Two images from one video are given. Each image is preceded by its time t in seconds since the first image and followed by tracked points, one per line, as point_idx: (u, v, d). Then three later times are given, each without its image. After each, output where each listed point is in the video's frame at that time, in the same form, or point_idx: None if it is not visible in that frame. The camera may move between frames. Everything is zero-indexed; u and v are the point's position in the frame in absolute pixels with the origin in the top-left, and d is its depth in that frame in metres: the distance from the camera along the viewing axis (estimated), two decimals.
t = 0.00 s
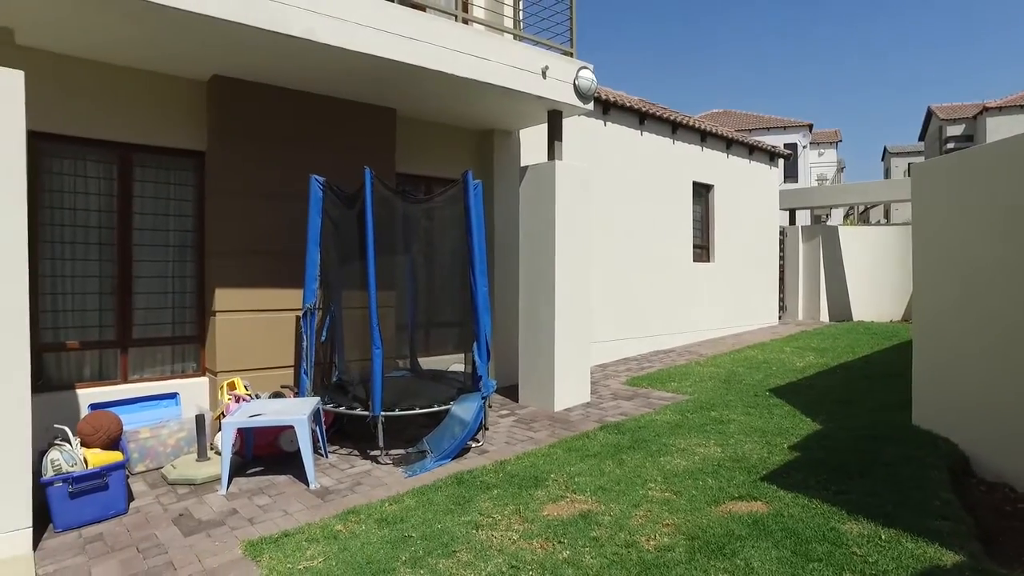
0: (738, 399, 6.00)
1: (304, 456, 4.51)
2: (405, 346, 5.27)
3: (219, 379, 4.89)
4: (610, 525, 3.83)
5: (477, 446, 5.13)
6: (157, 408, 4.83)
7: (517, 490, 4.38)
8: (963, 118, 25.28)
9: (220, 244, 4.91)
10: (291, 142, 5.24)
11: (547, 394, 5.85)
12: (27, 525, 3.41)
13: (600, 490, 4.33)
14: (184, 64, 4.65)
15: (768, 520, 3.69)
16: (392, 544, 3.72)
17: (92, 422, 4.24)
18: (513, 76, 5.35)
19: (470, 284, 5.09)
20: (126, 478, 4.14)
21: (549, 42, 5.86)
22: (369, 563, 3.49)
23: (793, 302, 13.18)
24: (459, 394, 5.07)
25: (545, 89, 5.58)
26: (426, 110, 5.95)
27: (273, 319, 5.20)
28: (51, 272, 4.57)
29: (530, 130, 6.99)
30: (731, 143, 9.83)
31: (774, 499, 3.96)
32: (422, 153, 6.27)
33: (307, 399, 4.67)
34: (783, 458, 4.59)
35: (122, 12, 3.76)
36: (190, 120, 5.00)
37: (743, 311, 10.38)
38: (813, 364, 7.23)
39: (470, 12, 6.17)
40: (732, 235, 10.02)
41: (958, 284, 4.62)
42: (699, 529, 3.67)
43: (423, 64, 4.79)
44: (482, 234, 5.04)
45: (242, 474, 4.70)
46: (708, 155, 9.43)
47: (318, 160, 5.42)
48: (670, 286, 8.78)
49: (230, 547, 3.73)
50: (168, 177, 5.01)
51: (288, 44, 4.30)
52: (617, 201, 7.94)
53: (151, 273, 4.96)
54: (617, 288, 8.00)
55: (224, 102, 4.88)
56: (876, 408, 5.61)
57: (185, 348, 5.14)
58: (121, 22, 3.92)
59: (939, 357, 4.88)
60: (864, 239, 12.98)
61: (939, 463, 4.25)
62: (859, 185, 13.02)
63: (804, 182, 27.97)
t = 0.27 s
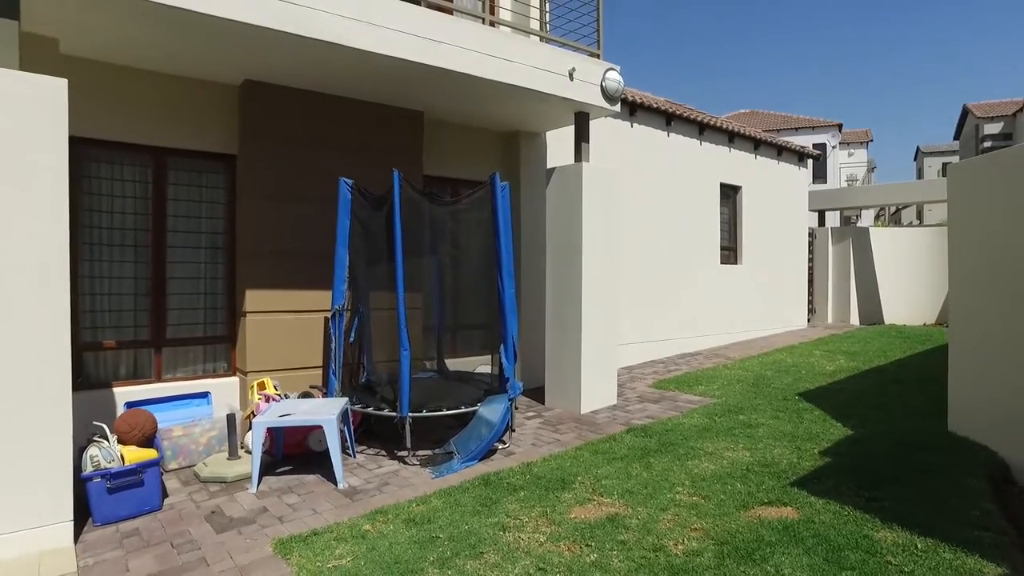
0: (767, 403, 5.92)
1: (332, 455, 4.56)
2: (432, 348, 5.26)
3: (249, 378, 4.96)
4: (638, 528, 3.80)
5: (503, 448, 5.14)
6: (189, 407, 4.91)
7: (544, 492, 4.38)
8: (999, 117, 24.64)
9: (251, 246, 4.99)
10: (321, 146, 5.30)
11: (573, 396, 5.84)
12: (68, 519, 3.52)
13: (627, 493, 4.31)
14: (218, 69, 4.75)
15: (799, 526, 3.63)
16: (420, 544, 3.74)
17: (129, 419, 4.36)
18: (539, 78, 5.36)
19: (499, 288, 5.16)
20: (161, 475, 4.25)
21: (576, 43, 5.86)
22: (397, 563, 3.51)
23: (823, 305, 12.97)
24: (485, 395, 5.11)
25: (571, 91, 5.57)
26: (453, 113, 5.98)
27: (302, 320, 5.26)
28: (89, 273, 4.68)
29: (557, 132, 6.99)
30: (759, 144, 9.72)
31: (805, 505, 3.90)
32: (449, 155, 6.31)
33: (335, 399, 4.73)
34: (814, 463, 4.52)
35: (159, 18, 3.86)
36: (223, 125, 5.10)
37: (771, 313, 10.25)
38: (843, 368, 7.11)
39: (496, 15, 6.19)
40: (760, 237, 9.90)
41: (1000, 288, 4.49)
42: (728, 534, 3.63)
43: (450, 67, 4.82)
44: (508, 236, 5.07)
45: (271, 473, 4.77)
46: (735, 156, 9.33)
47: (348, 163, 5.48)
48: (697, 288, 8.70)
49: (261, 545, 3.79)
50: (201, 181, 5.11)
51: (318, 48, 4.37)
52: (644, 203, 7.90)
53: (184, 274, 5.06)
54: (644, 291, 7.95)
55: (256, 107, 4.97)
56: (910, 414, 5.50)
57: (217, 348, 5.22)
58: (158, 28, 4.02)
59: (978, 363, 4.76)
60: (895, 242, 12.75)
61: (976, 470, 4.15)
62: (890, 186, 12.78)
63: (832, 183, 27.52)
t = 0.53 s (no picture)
0: (793, 406, 5.85)
1: (357, 455, 4.59)
2: (456, 348, 5.31)
3: (275, 378, 5.02)
4: (663, 532, 3.78)
5: (527, 449, 5.15)
6: (216, 406, 4.99)
7: (568, 494, 4.37)
8: None
9: (278, 247, 5.05)
10: (346, 148, 5.35)
11: (597, 398, 5.82)
12: (99, 514, 3.57)
13: (652, 496, 4.28)
14: (246, 73, 4.82)
15: (828, 532, 3.58)
16: (444, 545, 3.75)
17: (159, 418, 4.44)
18: (563, 79, 5.35)
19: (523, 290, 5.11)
20: (190, 473, 4.33)
21: (600, 44, 5.85)
22: (422, 563, 3.52)
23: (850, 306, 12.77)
24: (509, 397, 5.12)
25: (595, 92, 5.57)
26: (477, 114, 6.00)
27: (328, 321, 5.31)
28: (121, 274, 4.79)
29: (580, 133, 6.98)
30: (784, 143, 9.61)
31: (833, 511, 3.84)
32: (473, 157, 6.33)
33: (360, 400, 4.76)
34: (843, 468, 4.44)
35: (189, 23, 3.94)
36: (251, 128, 5.17)
37: (797, 316, 10.12)
38: (871, 371, 6.99)
39: (520, 17, 6.21)
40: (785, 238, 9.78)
41: None
42: (755, 538, 3.59)
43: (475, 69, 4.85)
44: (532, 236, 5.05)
45: (297, 472, 4.82)
46: (760, 156, 9.23)
47: (373, 165, 5.52)
48: (721, 290, 8.61)
49: (288, 543, 3.83)
50: (229, 183, 5.18)
51: (343, 51, 4.42)
52: (668, 204, 7.85)
53: (212, 276, 5.13)
54: (668, 292, 7.90)
55: (283, 109, 5.02)
56: (942, 419, 5.38)
57: (243, 348, 5.29)
58: (189, 33, 4.10)
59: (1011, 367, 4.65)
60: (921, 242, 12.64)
61: (1012, 477, 4.05)
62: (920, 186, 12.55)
63: (858, 183, 27.10)
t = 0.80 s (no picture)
0: (822, 410, 5.76)
1: (383, 455, 4.63)
2: (480, 350, 5.39)
3: (303, 378, 5.08)
4: (690, 535, 3.74)
5: (552, 451, 5.14)
6: (244, 405, 5.05)
7: (594, 496, 4.35)
8: None
9: (305, 248, 5.10)
10: (373, 150, 5.40)
11: (622, 400, 5.80)
12: (134, 510, 3.82)
13: (678, 499, 4.24)
14: (275, 76, 4.88)
15: (859, 538, 3.51)
16: (470, 545, 3.75)
17: (189, 416, 4.51)
18: (589, 80, 5.34)
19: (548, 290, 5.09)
20: (219, 470, 4.40)
21: (625, 44, 5.83)
22: (448, 563, 3.53)
23: (879, 309, 12.54)
24: (535, 399, 5.13)
25: (621, 93, 5.55)
26: (502, 116, 6.00)
27: (354, 321, 5.35)
28: (153, 275, 4.89)
29: (605, 134, 6.96)
30: (812, 143, 9.47)
31: (864, 517, 3.77)
32: (498, 158, 6.34)
33: (386, 400, 4.79)
34: (874, 474, 4.36)
35: (220, 27, 4.02)
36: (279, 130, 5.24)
37: (824, 318, 9.97)
38: (903, 375, 6.86)
39: (545, 18, 6.21)
40: (813, 239, 9.64)
41: None
42: (783, 544, 3.54)
43: (500, 70, 4.86)
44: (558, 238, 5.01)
45: (324, 471, 4.87)
46: (788, 156, 9.12)
47: (399, 166, 5.56)
48: (747, 291, 8.52)
49: (315, 541, 3.87)
50: (257, 185, 5.25)
51: (370, 53, 4.46)
52: (693, 205, 7.78)
53: (241, 276, 5.21)
54: (693, 294, 7.84)
55: (310, 111, 5.08)
56: (978, 424, 5.26)
57: (271, 348, 5.35)
58: (219, 37, 4.18)
59: None
60: (955, 244, 12.39)
61: None
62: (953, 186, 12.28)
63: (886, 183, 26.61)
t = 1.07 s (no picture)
0: (851, 414, 5.67)
1: (408, 455, 4.65)
2: (505, 351, 5.43)
3: (329, 378, 5.12)
4: (716, 539, 3.71)
5: (576, 452, 5.14)
6: (271, 404, 5.10)
7: (618, 498, 4.33)
8: None
9: (332, 249, 5.15)
10: (398, 152, 5.43)
11: (646, 401, 5.77)
12: (167, 507, 4.00)
13: (704, 502, 4.20)
14: (302, 80, 4.94)
15: (890, 545, 3.45)
16: (494, 546, 3.76)
17: (218, 415, 4.59)
18: (614, 81, 5.32)
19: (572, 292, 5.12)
20: (247, 469, 4.46)
21: (650, 45, 5.80)
22: (472, 564, 3.54)
23: (909, 311, 12.29)
24: (559, 399, 5.17)
25: (646, 93, 5.52)
26: (526, 117, 6.01)
27: (379, 322, 5.39)
28: (184, 276, 4.98)
29: (630, 135, 6.93)
30: (840, 143, 9.33)
31: (895, 523, 3.70)
32: (523, 159, 6.35)
33: (411, 400, 4.82)
34: (905, 479, 4.28)
35: (249, 32, 4.09)
36: (306, 133, 5.30)
37: (852, 320, 9.81)
38: (934, 379, 6.72)
39: (570, 19, 6.20)
40: (841, 240, 9.49)
41: None
42: (812, 549, 3.49)
43: (525, 72, 4.86)
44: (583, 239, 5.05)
45: (349, 470, 4.91)
46: (815, 156, 8.99)
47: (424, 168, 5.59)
48: (773, 293, 8.41)
49: (341, 540, 3.91)
50: (284, 187, 5.32)
51: (396, 56, 4.51)
52: (719, 205, 7.71)
53: (268, 277, 5.27)
54: (719, 295, 7.77)
55: (336, 114, 5.12)
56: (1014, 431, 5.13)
57: (298, 348, 5.42)
58: (248, 42, 4.26)
59: None
60: (989, 245, 12.14)
61: None
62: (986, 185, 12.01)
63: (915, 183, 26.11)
